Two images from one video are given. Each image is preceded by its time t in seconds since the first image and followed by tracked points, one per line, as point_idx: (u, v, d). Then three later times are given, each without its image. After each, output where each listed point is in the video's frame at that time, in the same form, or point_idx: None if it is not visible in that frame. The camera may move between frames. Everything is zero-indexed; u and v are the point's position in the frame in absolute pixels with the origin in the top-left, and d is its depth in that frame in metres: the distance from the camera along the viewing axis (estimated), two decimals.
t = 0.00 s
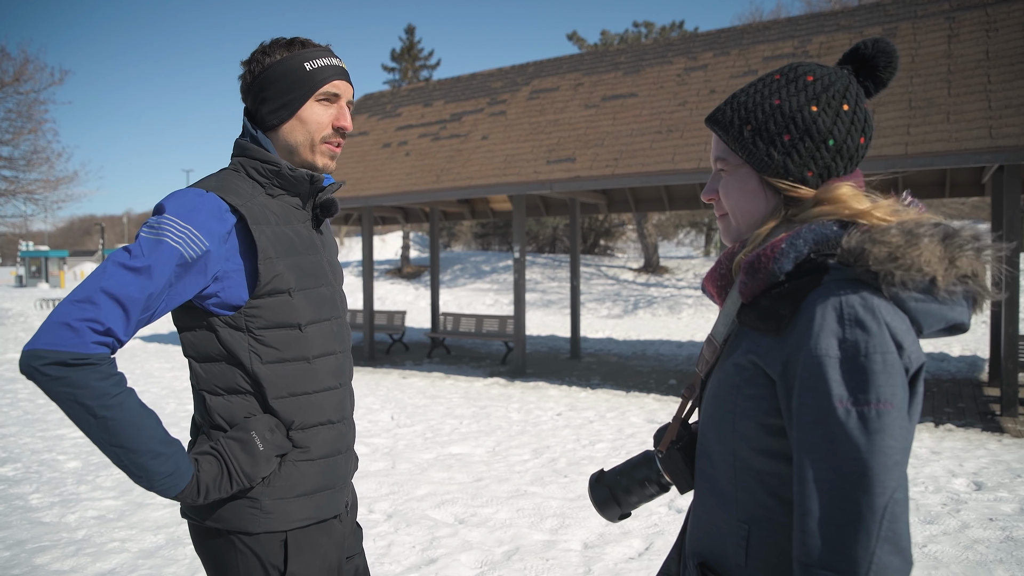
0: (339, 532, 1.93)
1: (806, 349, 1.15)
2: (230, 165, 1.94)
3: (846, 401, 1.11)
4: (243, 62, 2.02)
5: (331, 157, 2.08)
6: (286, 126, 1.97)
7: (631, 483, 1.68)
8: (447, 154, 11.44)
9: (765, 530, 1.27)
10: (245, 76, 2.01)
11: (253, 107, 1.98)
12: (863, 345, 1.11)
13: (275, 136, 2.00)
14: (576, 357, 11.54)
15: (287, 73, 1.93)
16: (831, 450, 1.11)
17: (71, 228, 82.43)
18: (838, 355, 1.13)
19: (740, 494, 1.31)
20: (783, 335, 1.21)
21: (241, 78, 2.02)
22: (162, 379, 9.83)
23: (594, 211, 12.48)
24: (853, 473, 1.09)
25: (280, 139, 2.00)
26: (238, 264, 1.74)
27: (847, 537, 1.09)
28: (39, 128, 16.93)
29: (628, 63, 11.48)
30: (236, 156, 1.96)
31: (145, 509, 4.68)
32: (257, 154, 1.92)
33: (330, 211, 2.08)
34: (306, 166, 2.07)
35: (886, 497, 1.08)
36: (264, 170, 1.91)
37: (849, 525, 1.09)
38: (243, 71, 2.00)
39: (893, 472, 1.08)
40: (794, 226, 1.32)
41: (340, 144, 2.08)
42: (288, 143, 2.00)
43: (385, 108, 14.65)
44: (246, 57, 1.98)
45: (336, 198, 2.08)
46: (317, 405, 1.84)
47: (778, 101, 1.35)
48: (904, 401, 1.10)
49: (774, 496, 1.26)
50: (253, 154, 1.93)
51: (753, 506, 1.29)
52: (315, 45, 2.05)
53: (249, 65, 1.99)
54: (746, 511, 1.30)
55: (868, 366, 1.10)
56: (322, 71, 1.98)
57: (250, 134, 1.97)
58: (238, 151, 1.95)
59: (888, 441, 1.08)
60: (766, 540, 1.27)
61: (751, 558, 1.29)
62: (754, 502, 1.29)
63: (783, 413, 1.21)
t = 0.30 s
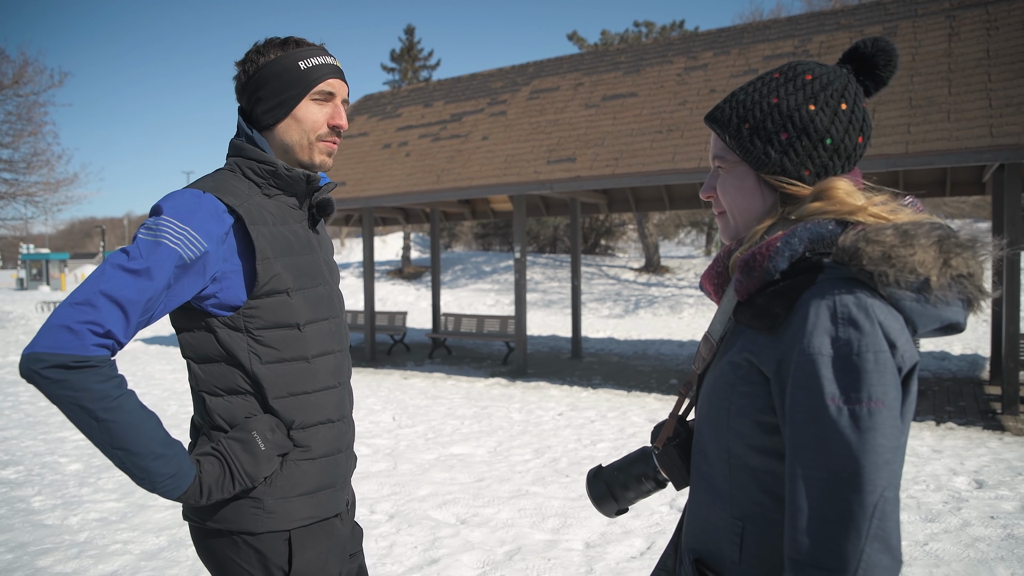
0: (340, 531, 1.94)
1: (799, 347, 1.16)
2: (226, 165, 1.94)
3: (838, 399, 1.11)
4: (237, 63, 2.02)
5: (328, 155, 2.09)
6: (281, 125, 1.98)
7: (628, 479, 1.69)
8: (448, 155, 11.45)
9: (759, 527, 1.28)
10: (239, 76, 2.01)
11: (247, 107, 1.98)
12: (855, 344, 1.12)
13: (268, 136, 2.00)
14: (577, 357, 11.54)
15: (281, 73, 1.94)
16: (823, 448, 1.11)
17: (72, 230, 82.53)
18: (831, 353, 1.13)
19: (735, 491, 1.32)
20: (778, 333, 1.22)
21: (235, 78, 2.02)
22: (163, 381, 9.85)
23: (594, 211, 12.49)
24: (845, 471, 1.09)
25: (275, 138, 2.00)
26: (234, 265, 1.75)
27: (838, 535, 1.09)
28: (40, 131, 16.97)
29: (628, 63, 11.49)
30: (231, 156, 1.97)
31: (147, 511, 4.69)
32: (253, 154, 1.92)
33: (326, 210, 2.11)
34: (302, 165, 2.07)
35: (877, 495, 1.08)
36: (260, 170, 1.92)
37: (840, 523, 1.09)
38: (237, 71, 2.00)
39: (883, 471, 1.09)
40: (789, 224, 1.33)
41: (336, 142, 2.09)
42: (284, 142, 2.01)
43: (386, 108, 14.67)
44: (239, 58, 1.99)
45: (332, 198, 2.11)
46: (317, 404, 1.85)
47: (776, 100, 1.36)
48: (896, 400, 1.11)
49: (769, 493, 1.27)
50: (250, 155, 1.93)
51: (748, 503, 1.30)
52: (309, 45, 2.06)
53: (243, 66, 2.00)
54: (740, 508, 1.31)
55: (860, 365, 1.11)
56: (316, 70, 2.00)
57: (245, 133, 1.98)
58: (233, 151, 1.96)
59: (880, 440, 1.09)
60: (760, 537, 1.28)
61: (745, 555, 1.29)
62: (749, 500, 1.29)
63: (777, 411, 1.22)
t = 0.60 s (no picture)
0: (347, 528, 1.95)
1: (794, 344, 1.16)
2: (225, 163, 1.94)
3: (831, 396, 1.12)
4: (240, 59, 1.98)
5: (336, 156, 2.11)
6: (297, 126, 1.98)
7: (627, 476, 1.69)
8: (448, 153, 11.44)
9: (755, 524, 1.28)
10: (244, 72, 1.97)
11: (254, 105, 1.95)
12: (850, 342, 1.12)
13: (276, 135, 1.98)
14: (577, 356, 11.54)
15: (296, 74, 1.93)
16: (816, 445, 1.12)
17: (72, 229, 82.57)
18: (825, 351, 1.14)
19: (731, 489, 1.32)
20: (773, 330, 1.22)
21: (238, 74, 1.98)
22: (163, 380, 9.85)
23: (595, 210, 12.49)
24: (837, 468, 1.09)
25: (286, 138, 1.99)
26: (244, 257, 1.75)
27: (828, 532, 1.10)
28: (39, 130, 16.97)
29: (628, 62, 11.49)
30: (230, 154, 1.96)
31: (147, 510, 4.69)
32: (253, 153, 1.92)
33: (328, 207, 2.13)
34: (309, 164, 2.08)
35: (868, 492, 1.08)
36: (261, 168, 1.92)
37: (831, 520, 1.10)
38: (242, 67, 1.96)
39: (876, 468, 1.09)
40: (787, 222, 1.33)
41: (345, 143, 2.12)
42: (296, 142, 2.00)
43: (386, 107, 14.67)
44: (245, 55, 1.95)
45: (333, 195, 2.13)
46: (324, 402, 1.85)
47: (776, 99, 1.36)
48: (890, 397, 1.11)
49: (763, 490, 1.28)
50: (249, 153, 1.92)
51: (743, 500, 1.30)
52: (314, 44, 2.05)
53: (249, 63, 1.96)
54: (735, 504, 1.31)
55: (854, 362, 1.11)
56: (329, 72, 2.01)
57: (245, 131, 1.95)
58: (232, 149, 1.95)
59: (872, 437, 1.09)
60: (756, 534, 1.28)
61: (741, 552, 1.30)
62: (744, 497, 1.30)
63: (772, 408, 1.22)
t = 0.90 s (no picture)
0: (346, 525, 1.96)
1: (787, 343, 1.17)
2: (221, 161, 1.94)
3: (823, 396, 1.12)
4: (232, 56, 1.98)
5: (332, 151, 2.12)
6: (292, 121, 1.98)
7: (624, 474, 1.70)
8: (449, 152, 11.44)
9: (749, 522, 1.29)
10: (237, 69, 1.96)
11: (248, 99, 1.94)
12: (843, 341, 1.13)
13: (272, 131, 1.99)
14: (577, 355, 11.55)
15: (290, 69, 1.94)
16: (808, 444, 1.12)
17: (73, 227, 82.74)
18: (818, 350, 1.14)
19: (725, 487, 1.33)
20: (768, 329, 1.23)
21: (230, 71, 1.97)
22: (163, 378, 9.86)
23: (595, 210, 12.49)
24: (828, 466, 1.10)
25: (281, 134, 2.00)
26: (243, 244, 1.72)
27: (819, 531, 1.10)
28: (40, 127, 16.98)
29: (629, 61, 11.50)
30: (226, 151, 1.96)
31: (147, 508, 4.70)
32: (249, 149, 1.92)
33: (324, 203, 2.12)
34: (304, 160, 2.08)
35: (858, 491, 1.09)
36: (257, 165, 1.92)
37: (821, 518, 1.10)
38: (235, 65, 1.96)
39: (866, 467, 1.09)
40: (782, 221, 1.33)
41: (340, 137, 2.13)
42: (292, 137, 2.01)
43: (386, 106, 14.68)
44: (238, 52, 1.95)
45: (328, 192, 2.12)
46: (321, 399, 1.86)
47: (773, 98, 1.37)
48: (882, 397, 1.12)
49: (757, 488, 1.28)
50: (246, 150, 1.92)
51: (736, 498, 1.31)
52: (307, 39, 2.05)
53: (242, 59, 1.96)
54: (729, 502, 1.32)
55: (846, 362, 1.12)
56: (322, 66, 2.02)
57: (240, 128, 1.95)
58: (228, 146, 1.95)
59: (863, 436, 1.10)
60: (750, 532, 1.29)
61: (735, 551, 1.30)
62: (738, 495, 1.31)
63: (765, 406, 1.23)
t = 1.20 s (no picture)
0: (345, 522, 1.96)
1: (783, 338, 1.16)
2: (216, 159, 1.93)
3: (819, 390, 1.12)
4: (223, 56, 1.98)
5: (323, 147, 2.09)
6: (278, 117, 1.96)
7: (620, 470, 1.70)
8: (445, 150, 11.42)
9: (746, 518, 1.29)
10: (227, 69, 1.97)
11: (238, 99, 1.95)
12: (838, 336, 1.12)
13: (264, 130, 1.98)
14: (575, 352, 11.55)
15: (274, 64, 1.91)
16: (805, 439, 1.12)
17: (69, 229, 82.53)
18: (814, 344, 1.14)
19: (722, 482, 1.32)
20: (763, 324, 1.22)
21: (222, 71, 1.98)
22: (162, 378, 9.83)
23: (592, 206, 12.48)
24: (826, 461, 1.10)
25: (269, 131, 1.98)
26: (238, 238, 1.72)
27: (818, 526, 1.10)
28: (35, 129, 16.93)
29: (625, 57, 11.49)
30: (221, 149, 1.95)
31: (146, 508, 4.69)
32: (244, 147, 1.91)
33: (320, 201, 2.06)
34: (296, 156, 2.06)
35: (857, 485, 1.09)
36: (252, 163, 1.90)
37: (820, 513, 1.10)
38: (224, 64, 1.97)
39: (864, 461, 1.09)
40: (776, 216, 1.33)
41: (332, 133, 2.09)
42: (280, 134, 1.99)
43: (382, 104, 14.65)
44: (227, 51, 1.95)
45: (326, 188, 2.07)
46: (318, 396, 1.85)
47: (765, 92, 1.36)
48: (878, 391, 1.11)
49: (754, 484, 1.28)
50: (240, 148, 1.91)
51: (733, 494, 1.30)
52: (297, 34, 2.03)
53: (231, 58, 1.96)
54: (726, 498, 1.32)
55: (842, 356, 1.11)
56: (308, 59, 1.98)
57: (235, 126, 1.96)
58: (223, 145, 1.95)
59: (861, 430, 1.09)
60: (747, 528, 1.29)
61: (733, 546, 1.30)
62: (735, 491, 1.30)
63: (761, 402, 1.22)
